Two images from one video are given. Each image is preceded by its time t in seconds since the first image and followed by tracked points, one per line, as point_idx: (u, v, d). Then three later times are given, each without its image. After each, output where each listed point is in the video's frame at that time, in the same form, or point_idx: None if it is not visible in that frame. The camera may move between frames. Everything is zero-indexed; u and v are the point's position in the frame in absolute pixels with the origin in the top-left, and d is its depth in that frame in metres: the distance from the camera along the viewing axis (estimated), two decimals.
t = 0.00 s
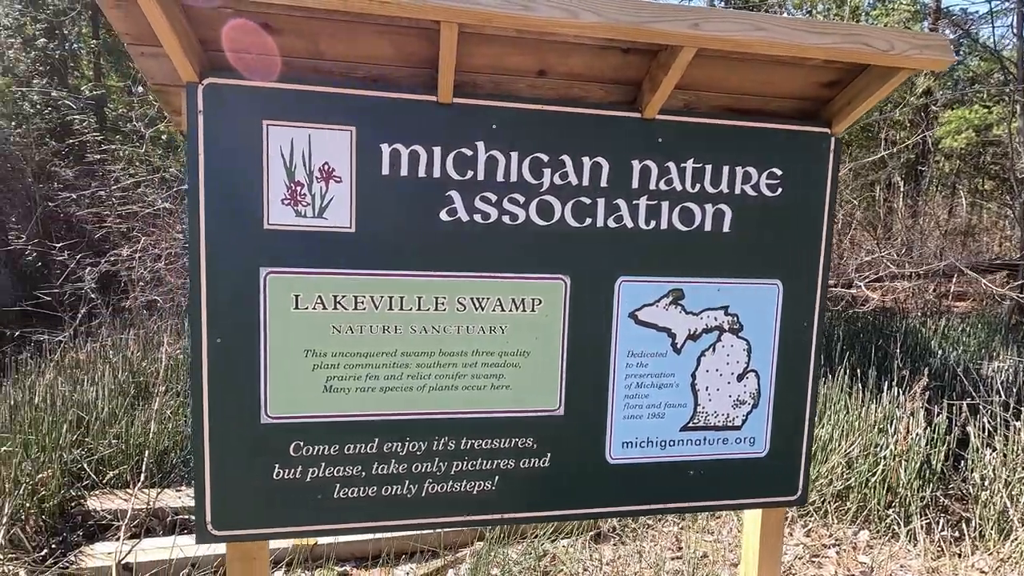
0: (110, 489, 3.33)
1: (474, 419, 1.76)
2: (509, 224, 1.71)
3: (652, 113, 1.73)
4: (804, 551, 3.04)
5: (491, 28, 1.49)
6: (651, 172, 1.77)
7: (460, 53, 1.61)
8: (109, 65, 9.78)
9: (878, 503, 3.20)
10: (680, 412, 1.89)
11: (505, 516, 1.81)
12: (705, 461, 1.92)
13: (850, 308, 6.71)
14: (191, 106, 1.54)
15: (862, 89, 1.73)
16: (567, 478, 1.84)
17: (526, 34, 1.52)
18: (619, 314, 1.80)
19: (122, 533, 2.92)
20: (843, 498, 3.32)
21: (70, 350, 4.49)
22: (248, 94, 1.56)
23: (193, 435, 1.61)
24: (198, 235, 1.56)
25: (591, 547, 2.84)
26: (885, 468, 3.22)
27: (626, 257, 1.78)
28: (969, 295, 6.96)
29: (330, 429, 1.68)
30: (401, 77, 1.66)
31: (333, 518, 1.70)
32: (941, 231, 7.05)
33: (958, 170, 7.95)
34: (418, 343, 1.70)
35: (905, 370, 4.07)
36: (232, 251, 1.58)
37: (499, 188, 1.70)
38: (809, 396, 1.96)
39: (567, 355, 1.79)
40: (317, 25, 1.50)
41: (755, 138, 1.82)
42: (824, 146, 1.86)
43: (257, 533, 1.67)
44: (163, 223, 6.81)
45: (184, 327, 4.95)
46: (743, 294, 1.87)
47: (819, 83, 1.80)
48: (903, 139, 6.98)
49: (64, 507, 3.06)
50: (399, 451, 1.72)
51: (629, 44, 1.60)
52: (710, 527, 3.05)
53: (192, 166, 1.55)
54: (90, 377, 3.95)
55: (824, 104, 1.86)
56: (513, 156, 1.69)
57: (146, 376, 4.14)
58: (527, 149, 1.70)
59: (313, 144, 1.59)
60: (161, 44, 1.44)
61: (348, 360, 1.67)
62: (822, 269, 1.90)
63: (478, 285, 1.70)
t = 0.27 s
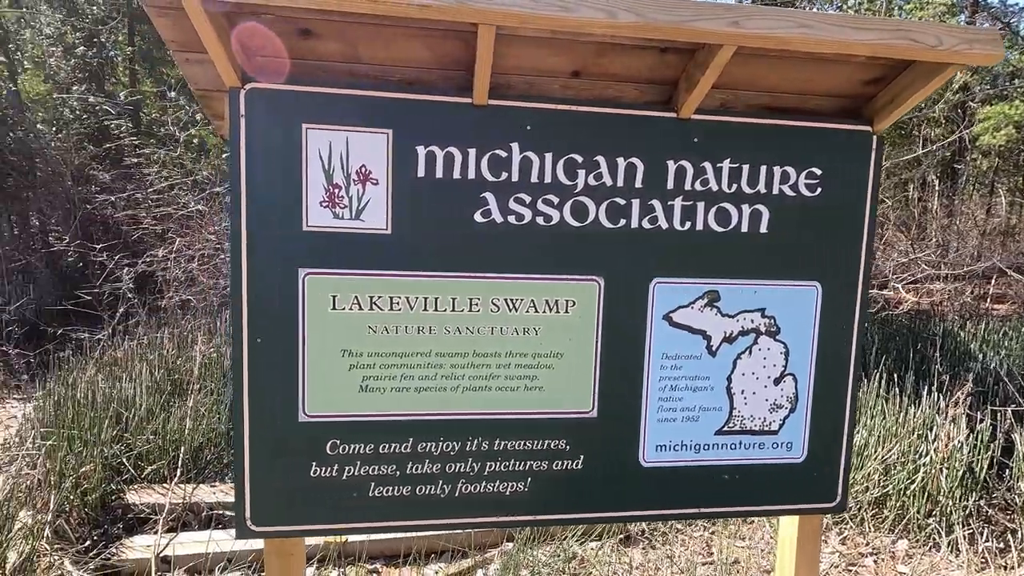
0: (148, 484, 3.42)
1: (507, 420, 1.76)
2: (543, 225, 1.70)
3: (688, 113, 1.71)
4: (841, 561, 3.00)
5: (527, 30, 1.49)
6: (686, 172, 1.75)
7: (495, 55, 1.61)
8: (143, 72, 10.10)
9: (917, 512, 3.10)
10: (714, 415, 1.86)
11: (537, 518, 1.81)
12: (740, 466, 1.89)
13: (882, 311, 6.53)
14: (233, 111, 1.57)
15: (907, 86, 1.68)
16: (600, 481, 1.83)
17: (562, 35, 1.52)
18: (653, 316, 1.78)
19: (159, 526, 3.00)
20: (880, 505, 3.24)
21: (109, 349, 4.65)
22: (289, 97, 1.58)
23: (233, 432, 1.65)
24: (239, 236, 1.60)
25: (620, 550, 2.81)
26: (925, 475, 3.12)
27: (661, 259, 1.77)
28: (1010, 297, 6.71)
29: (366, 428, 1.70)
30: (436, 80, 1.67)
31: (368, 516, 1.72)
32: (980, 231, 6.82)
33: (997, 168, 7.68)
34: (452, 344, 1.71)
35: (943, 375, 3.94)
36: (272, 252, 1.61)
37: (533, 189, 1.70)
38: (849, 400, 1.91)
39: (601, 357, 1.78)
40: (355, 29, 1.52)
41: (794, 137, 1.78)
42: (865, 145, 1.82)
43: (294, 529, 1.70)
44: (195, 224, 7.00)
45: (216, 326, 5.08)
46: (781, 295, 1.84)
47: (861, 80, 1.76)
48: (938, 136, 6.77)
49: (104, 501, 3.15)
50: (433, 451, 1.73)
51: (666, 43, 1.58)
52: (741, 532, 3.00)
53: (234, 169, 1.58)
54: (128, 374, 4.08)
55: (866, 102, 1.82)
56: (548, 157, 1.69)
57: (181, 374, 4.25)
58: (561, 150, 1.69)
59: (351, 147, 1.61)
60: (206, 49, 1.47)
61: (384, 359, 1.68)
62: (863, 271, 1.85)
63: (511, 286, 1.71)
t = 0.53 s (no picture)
0: (184, 479, 3.50)
1: (542, 421, 1.76)
2: (579, 226, 1.70)
3: (727, 113, 1.69)
4: (879, 570, 2.92)
5: (566, 30, 1.49)
6: (725, 173, 1.73)
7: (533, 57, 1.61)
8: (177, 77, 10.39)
9: (960, 521, 3.01)
10: (752, 419, 1.84)
11: (572, 519, 1.80)
12: (779, 471, 1.86)
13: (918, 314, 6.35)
14: (276, 115, 1.61)
15: (959, 81, 1.63)
16: (636, 484, 1.81)
17: (602, 35, 1.51)
18: (690, 317, 1.77)
19: (197, 520, 3.08)
20: (920, 514, 3.15)
21: (147, 346, 4.79)
22: (330, 101, 1.61)
23: (274, 430, 1.68)
24: (281, 238, 1.63)
25: (651, 555, 2.79)
26: (968, 484, 3.02)
27: (698, 260, 1.75)
28: None
29: (402, 427, 1.71)
30: (473, 82, 1.68)
31: (405, 514, 1.74)
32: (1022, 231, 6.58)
33: None
34: (488, 344, 1.71)
35: (986, 380, 3.81)
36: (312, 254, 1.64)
37: (569, 190, 1.69)
38: (892, 405, 1.86)
39: (637, 359, 1.77)
40: (395, 33, 1.54)
41: (836, 136, 1.74)
42: (911, 143, 1.77)
43: (332, 526, 1.73)
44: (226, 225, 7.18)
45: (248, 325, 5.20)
46: (822, 298, 1.80)
47: (909, 76, 1.71)
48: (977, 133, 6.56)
49: (144, 495, 3.23)
50: (468, 451, 1.74)
51: (706, 42, 1.56)
52: (775, 539, 2.94)
53: (277, 171, 1.61)
54: (165, 370, 4.20)
55: (912, 99, 1.77)
56: (584, 158, 1.69)
57: (215, 371, 4.34)
58: (598, 152, 1.69)
59: (390, 150, 1.63)
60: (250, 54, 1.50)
61: (420, 360, 1.70)
62: (907, 272, 1.80)
63: (547, 287, 1.70)
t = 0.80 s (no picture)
0: (221, 475, 3.58)
1: (579, 424, 1.75)
2: (618, 229, 1.69)
3: (769, 114, 1.67)
4: None
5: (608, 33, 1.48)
6: (767, 175, 1.70)
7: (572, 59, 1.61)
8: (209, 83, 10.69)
9: (1009, 534, 2.90)
10: (794, 426, 1.80)
11: (608, 524, 1.79)
12: (821, 479, 1.82)
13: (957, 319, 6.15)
14: (319, 119, 1.63)
15: (1014, 79, 1.57)
16: (673, 489, 1.79)
17: (643, 37, 1.50)
18: (730, 321, 1.74)
19: (233, 515, 3.15)
20: (965, 526, 3.05)
21: (183, 345, 4.93)
22: (371, 106, 1.63)
23: (315, 429, 1.70)
24: (324, 240, 1.65)
25: (684, 561, 2.75)
26: (1017, 496, 2.91)
27: (738, 263, 1.72)
28: None
29: (440, 428, 1.72)
30: (512, 85, 1.68)
31: (442, 515, 1.75)
32: None
33: None
34: (526, 347, 1.71)
35: None
36: (354, 256, 1.66)
37: (608, 192, 1.69)
38: (940, 413, 1.81)
39: (675, 363, 1.75)
40: (436, 38, 1.55)
41: (883, 136, 1.70)
42: (961, 143, 1.72)
43: (371, 525, 1.75)
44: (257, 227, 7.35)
45: (279, 325, 5.31)
46: (867, 302, 1.76)
47: (960, 74, 1.66)
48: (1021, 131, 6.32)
49: (182, 491, 3.32)
50: (505, 453, 1.74)
51: (749, 42, 1.54)
52: (811, 548, 2.88)
53: (320, 175, 1.64)
54: (202, 368, 4.32)
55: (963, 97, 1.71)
56: (624, 160, 1.68)
57: (249, 370, 4.45)
58: (638, 154, 1.68)
59: (430, 153, 1.65)
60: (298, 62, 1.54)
61: (459, 362, 1.71)
62: (957, 276, 1.75)
63: (586, 290, 1.70)
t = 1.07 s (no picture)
0: (259, 472, 3.64)
1: (622, 428, 1.73)
2: (663, 230, 1.67)
3: (820, 111, 1.62)
4: None
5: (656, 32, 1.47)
6: (818, 174, 1.66)
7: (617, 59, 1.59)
8: (242, 88, 10.93)
9: None
10: (844, 432, 1.75)
11: (651, 529, 1.77)
12: (873, 488, 1.76)
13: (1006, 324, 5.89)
14: (365, 123, 1.65)
15: None
16: (718, 495, 1.76)
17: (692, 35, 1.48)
18: (778, 325, 1.70)
19: (271, 512, 3.21)
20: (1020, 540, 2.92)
21: (220, 344, 5.04)
22: (417, 109, 1.65)
23: (359, 429, 1.72)
24: (369, 241, 1.67)
25: (722, 568, 2.70)
26: None
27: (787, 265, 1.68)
28: None
29: (482, 429, 1.72)
30: (556, 86, 1.68)
31: (484, 516, 1.75)
32: None
33: None
34: (569, 349, 1.70)
35: None
36: (398, 257, 1.67)
37: (653, 193, 1.67)
38: (1001, 422, 1.73)
39: (720, 367, 1.72)
40: (482, 40, 1.56)
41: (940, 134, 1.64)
42: None
43: (413, 525, 1.76)
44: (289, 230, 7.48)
45: (313, 325, 5.41)
46: (923, 306, 1.70)
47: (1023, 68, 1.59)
48: None
49: (221, 487, 3.39)
50: (547, 456, 1.73)
51: (801, 39, 1.50)
52: (855, 558, 2.79)
53: (366, 177, 1.66)
54: (239, 368, 4.42)
55: None
56: (669, 160, 1.65)
57: (284, 369, 4.53)
58: (683, 154, 1.65)
59: (474, 155, 1.65)
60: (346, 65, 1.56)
61: (501, 363, 1.71)
62: (1020, 279, 1.68)
63: (630, 291, 1.68)
